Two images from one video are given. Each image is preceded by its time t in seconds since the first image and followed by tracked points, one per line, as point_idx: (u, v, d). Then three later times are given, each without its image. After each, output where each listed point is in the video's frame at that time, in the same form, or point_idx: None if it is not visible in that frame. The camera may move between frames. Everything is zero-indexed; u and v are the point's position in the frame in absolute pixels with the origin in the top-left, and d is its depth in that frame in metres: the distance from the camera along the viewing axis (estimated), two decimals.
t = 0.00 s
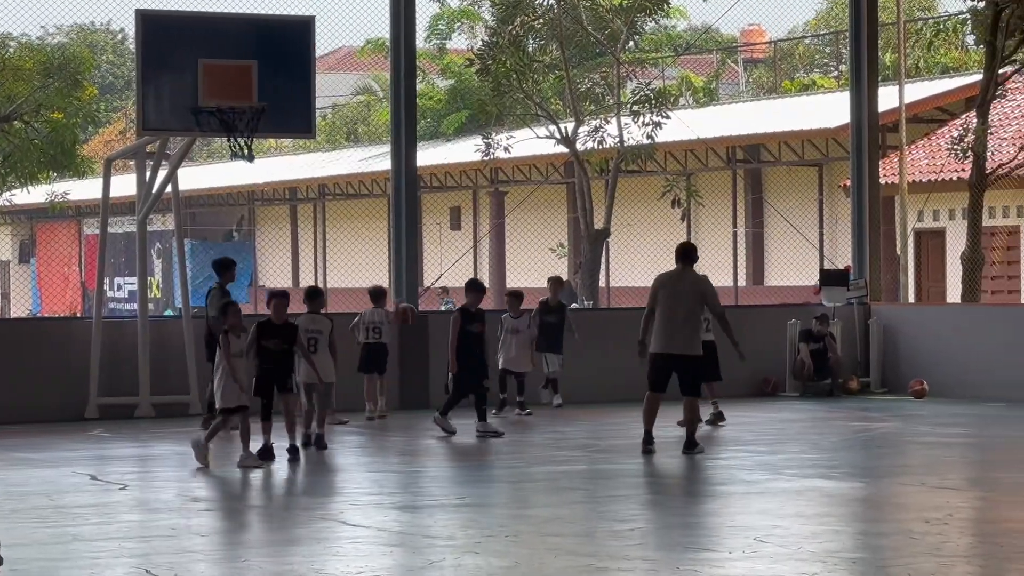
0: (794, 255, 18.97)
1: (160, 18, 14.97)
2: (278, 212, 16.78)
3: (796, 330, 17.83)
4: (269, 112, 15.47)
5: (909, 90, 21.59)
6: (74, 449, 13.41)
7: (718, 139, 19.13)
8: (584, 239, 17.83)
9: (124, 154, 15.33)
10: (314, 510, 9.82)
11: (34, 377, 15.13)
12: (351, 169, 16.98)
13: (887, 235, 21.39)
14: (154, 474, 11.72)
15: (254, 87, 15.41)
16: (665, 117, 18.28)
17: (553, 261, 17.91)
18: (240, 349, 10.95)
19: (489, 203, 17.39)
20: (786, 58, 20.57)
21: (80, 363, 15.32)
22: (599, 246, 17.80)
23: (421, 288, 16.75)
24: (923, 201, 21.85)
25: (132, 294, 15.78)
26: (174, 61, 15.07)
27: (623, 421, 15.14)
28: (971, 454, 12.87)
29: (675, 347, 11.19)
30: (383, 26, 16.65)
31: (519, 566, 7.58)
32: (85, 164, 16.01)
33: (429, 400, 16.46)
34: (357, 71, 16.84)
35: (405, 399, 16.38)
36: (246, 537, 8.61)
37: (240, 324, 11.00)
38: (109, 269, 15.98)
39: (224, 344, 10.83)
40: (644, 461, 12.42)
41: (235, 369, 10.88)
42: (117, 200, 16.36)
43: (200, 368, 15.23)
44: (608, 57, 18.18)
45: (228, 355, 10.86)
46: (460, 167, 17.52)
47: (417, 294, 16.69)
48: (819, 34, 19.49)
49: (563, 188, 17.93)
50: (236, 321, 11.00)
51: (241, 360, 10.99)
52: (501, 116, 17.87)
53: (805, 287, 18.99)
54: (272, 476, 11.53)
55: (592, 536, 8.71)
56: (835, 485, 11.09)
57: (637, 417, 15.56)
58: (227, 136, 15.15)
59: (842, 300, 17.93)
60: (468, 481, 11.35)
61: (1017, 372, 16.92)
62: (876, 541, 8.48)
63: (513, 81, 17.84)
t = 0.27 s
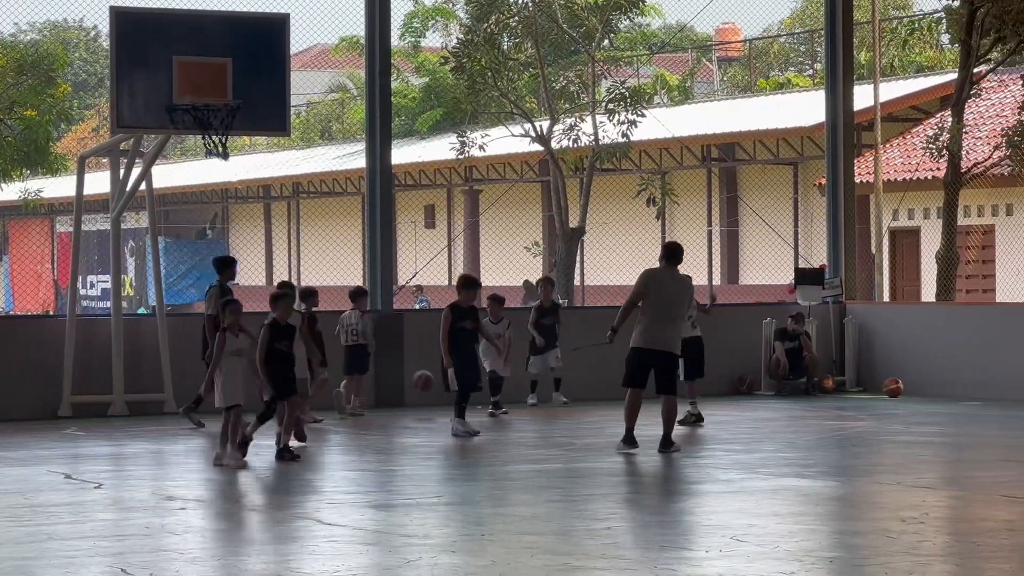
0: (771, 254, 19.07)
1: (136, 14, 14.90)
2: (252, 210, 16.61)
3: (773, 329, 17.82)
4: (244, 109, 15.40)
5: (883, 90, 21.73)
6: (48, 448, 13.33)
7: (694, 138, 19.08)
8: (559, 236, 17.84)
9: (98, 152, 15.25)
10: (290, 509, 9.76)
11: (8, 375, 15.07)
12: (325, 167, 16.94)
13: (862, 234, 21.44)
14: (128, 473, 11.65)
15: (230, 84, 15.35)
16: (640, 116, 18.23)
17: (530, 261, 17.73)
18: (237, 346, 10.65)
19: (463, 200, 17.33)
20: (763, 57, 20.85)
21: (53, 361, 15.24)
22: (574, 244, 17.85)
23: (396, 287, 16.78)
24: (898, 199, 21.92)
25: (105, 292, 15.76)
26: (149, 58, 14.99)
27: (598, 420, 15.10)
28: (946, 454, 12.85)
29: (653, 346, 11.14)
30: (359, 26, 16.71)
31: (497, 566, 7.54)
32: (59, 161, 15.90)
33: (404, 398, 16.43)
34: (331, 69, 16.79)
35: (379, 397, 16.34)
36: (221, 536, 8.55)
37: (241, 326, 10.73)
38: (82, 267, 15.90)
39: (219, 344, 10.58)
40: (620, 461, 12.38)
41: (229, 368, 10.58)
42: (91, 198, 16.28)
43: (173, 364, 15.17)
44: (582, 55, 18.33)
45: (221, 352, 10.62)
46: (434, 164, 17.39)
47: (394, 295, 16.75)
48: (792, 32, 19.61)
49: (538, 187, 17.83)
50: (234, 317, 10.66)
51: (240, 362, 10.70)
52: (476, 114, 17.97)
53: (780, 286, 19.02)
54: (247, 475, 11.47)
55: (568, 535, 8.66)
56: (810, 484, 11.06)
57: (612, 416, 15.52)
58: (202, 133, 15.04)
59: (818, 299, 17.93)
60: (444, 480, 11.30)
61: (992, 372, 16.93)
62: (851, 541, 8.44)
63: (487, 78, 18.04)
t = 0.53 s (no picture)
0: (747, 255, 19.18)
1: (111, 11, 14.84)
2: (229, 209, 16.77)
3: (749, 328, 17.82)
4: (220, 107, 15.36)
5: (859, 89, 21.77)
6: (23, 446, 13.29)
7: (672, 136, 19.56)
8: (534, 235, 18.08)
9: (72, 150, 15.21)
10: (265, 508, 9.74)
11: None
12: (303, 165, 17.02)
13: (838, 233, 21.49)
14: (103, 472, 11.61)
15: (206, 82, 15.30)
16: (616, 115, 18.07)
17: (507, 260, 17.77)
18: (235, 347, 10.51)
19: (438, 199, 17.44)
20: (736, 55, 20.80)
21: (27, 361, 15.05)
22: (550, 243, 17.54)
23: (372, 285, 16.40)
24: (873, 199, 21.88)
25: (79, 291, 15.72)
26: (125, 57, 14.95)
27: (574, 420, 15.09)
28: (922, 453, 12.85)
29: (635, 347, 11.01)
30: (333, 22, 16.37)
31: (473, 564, 7.53)
32: (33, 158, 16.19)
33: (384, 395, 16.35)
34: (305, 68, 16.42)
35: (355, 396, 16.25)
36: (197, 535, 8.52)
37: (241, 327, 10.60)
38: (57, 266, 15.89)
39: (218, 341, 10.44)
40: (595, 460, 12.37)
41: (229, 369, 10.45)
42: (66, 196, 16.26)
43: (148, 362, 15.10)
44: (557, 55, 18.23)
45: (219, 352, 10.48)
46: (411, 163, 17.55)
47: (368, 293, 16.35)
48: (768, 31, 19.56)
49: (513, 186, 17.94)
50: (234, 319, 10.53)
51: (241, 363, 10.55)
52: (451, 113, 18.05)
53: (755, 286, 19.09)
54: (222, 473, 11.43)
55: (544, 534, 8.65)
56: (786, 484, 11.06)
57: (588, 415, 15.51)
58: (178, 132, 15.05)
59: (793, 298, 17.95)
60: (420, 479, 11.28)
61: (967, 372, 16.95)
62: (829, 539, 8.44)
63: (463, 77, 17.96)
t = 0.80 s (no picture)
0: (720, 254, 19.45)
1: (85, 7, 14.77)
2: (205, 205, 16.91)
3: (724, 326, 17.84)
4: (195, 103, 15.34)
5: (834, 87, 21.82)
6: None
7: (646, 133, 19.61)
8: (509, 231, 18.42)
9: (47, 146, 15.18)
10: (240, 505, 9.74)
11: None
12: (280, 162, 17.10)
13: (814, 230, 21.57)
14: (77, 468, 11.60)
15: (181, 78, 15.26)
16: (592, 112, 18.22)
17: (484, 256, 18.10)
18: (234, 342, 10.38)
19: (415, 196, 18.13)
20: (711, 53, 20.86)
21: None
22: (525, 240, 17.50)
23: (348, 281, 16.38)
24: (848, 196, 21.89)
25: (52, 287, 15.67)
26: (100, 52, 14.90)
27: (549, 416, 15.09)
28: (896, 450, 12.89)
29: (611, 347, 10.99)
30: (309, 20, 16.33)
31: (447, 561, 7.55)
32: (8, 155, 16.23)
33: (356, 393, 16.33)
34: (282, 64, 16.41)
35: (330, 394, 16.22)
36: (170, 531, 8.52)
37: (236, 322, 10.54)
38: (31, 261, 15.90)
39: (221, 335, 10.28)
40: (571, 456, 12.37)
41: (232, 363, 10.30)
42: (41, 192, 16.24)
43: (122, 358, 15.05)
44: (534, 51, 18.06)
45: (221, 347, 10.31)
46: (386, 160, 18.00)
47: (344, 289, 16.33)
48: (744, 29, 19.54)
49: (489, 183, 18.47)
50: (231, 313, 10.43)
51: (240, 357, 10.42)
52: (426, 109, 18.03)
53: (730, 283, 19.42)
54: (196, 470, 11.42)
55: (518, 530, 8.66)
56: (760, 480, 11.08)
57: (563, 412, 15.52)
58: (153, 128, 15.04)
59: (768, 296, 17.99)
60: (395, 475, 11.28)
61: (942, 369, 16.98)
62: (802, 535, 8.47)
63: (439, 74, 17.91)
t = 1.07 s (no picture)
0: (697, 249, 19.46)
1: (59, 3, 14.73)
2: (182, 200, 16.82)
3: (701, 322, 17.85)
4: (171, 100, 15.32)
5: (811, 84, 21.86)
6: None
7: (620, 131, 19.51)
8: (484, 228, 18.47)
9: (22, 142, 15.16)
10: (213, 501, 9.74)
11: None
12: (256, 157, 17.10)
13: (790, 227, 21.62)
14: (52, 465, 11.58)
15: (156, 74, 15.25)
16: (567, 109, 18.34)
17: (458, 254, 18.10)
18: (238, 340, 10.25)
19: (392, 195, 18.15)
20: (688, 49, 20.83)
21: None
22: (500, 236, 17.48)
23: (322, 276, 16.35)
24: (824, 193, 21.93)
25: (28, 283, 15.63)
26: (74, 48, 14.88)
27: (526, 413, 15.10)
28: (870, 446, 12.92)
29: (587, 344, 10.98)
30: (286, 15, 16.22)
31: (418, 557, 7.55)
32: None
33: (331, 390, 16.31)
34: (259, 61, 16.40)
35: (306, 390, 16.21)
36: (142, 527, 8.52)
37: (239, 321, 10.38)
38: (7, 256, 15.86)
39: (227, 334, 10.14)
40: (546, 453, 12.38)
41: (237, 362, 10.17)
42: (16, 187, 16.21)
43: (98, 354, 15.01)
44: (510, 49, 18.11)
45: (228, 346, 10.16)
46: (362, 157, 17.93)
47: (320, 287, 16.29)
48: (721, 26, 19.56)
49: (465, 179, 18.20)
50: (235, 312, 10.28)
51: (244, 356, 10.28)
52: (403, 105, 17.98)
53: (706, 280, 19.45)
54: (171, 466, 11.41)
55: (491, 527, 8.66)
56: (734, 477, 11.10)
57: (540, 408, 15.53)
58: (128, 123, 15.00)
59: (745, 292, 18.00)
60: (369, 472, 11.28)
61: (918, 366, 17.01)
62: (774, 532, 8.49)
63: (416, 70, 17.72)
